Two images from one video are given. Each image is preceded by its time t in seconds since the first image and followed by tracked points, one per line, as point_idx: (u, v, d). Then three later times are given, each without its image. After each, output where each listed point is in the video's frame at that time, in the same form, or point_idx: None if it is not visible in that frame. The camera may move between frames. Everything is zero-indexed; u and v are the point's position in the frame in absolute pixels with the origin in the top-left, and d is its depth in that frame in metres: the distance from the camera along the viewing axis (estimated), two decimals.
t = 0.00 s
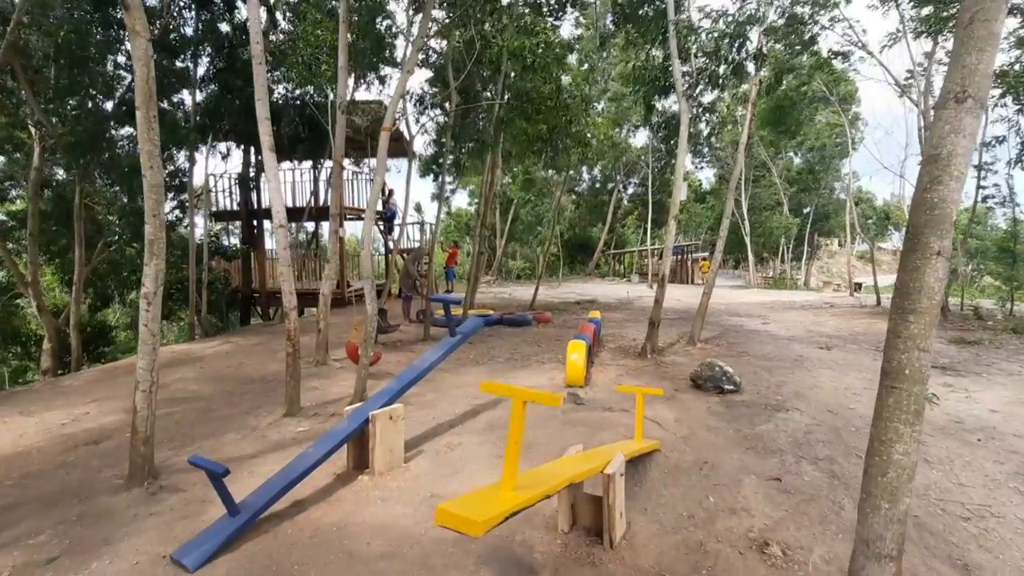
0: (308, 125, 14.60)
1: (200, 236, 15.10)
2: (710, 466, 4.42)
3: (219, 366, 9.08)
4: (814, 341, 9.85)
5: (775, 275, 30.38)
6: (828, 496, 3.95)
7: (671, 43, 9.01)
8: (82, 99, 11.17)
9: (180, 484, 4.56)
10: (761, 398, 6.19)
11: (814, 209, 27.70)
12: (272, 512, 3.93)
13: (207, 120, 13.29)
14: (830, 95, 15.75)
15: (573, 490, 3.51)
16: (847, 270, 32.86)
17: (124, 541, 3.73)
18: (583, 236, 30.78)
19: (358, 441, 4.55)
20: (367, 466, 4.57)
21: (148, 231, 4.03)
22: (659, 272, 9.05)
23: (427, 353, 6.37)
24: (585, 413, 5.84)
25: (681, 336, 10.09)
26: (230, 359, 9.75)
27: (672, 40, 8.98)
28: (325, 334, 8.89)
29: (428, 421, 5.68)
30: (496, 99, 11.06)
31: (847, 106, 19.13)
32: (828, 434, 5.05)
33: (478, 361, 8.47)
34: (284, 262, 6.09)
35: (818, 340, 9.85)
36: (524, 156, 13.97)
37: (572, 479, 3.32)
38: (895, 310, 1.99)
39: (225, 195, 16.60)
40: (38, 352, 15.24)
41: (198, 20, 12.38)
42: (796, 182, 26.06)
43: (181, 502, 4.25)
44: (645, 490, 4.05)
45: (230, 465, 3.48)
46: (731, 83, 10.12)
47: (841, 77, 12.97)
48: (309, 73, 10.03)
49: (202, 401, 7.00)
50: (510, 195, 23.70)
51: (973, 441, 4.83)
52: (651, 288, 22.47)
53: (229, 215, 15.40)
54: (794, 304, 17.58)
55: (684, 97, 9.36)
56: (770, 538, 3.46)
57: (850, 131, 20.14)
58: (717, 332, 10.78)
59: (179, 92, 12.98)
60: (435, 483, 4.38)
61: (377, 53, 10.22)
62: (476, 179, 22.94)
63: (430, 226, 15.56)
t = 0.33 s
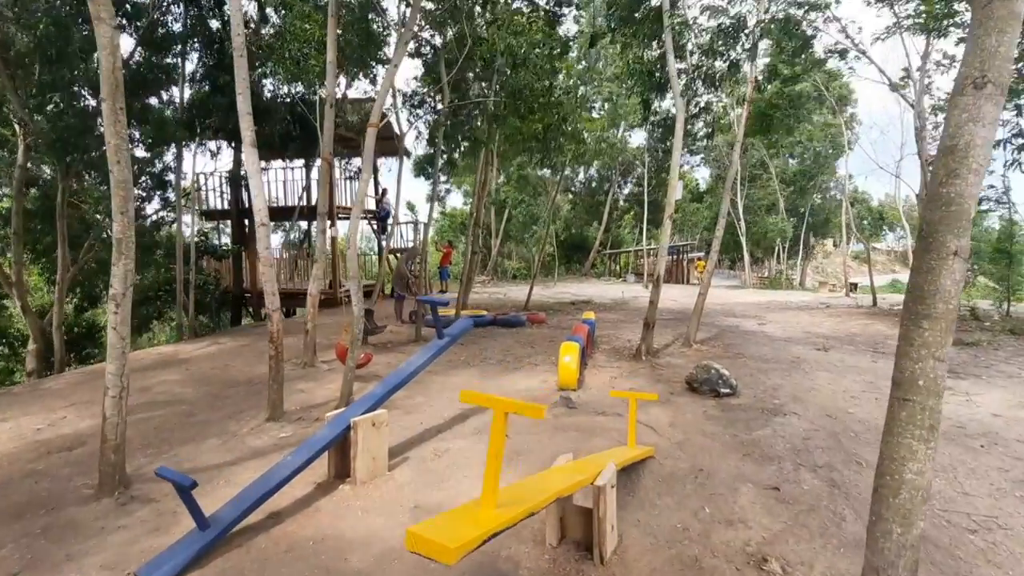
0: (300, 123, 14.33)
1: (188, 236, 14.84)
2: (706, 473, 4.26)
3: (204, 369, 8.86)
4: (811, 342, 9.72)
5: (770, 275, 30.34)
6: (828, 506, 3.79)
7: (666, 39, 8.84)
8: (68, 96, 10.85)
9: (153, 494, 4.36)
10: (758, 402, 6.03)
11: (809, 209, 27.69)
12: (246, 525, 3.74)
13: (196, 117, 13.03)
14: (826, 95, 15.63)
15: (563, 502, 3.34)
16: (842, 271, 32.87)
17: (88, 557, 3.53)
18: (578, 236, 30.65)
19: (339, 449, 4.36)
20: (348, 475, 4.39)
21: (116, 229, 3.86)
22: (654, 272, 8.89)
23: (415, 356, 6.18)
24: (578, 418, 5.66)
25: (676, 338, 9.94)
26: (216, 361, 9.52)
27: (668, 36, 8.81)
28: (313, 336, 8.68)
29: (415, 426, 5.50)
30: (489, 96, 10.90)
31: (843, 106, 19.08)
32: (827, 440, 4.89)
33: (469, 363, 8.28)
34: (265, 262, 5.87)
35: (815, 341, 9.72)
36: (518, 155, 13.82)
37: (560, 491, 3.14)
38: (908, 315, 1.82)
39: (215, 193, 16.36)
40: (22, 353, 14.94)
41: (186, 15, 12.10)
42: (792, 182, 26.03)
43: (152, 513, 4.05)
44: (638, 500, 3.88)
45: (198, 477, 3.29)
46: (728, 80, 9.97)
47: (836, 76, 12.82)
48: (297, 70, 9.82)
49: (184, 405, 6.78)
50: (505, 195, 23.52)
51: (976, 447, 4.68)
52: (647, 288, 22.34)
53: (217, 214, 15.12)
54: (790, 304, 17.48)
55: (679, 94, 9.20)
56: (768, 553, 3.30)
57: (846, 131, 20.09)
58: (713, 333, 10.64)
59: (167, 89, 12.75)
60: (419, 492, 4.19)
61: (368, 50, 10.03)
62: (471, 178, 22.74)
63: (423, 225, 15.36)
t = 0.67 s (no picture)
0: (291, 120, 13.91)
1: (176, 234, 14.58)
2: (704, 481, 4.07)
3: (189, 371, 8.63)
4: (809, 342, 9.56)
5: (766, 274, 30.26)
6: (832, 517, 3.62)
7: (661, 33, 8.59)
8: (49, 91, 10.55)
9: (123, 505, 4.14)
10: (756, 404, 5.86)
11: (805, 208, 27.60)
12: (218, 539, 3.54)
13: (184, 114, 12.71)
14: (822, 94, 15.50)
15: (553, 515, 3.15)
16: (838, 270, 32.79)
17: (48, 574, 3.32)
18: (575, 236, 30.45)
19: (320, 457, 4.16)
20: (329, 484, 4.19)
21: (80, 225, 3.66)
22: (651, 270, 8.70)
23: (403, 357, 5.97)
24: (571, 422, 5.47)
25: (673, 338, 9.77)
26: (201, 363, 9.28)
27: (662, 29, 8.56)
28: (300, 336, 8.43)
29: (402, 432, 5.29)
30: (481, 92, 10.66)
31: (839, 105, 18.95)
32: (829, 445, 4.72)
33: (461, 364, 8.07)
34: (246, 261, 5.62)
35: (813, 342, 9.57)
36: (513, 152, 13.51)
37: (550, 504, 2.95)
38: (931, 319, 1.65)
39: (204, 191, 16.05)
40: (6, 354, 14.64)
41: (175, 9, 11.65)
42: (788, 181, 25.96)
43: (120, 526, 3.84)
44: (632, 510, 3.69)
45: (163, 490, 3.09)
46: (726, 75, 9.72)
47: (832, 74, 12.67)
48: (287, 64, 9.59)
49: (165, 409, 6.56)
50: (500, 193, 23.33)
51: (983, 453, 4.53)
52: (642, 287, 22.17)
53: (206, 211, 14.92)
54: (787, 303, 17.35)
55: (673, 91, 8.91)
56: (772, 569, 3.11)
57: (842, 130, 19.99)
58: (710, 333, 10.47)
59: (155, 84, 12.48)
60: (404, 502, 3.99)
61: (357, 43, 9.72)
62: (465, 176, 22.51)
63: (416, 224, 15.16)
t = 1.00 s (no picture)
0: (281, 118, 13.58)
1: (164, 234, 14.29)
2: (705, 491, 3.88)
3: (172, 374, 8.36)
4: (808, 344, 9.40)
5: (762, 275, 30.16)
6: (840, 531, 3.44)
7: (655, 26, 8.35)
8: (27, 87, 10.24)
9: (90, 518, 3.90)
10: (756, 408, 5.68)
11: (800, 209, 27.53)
12: (188, 557, 3.31)
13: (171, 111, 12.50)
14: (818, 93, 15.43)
15: (546, 533, 2.91)
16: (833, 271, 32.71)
17: None
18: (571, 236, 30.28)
19: (299, 468, 3.94)
20: (310, 496, 3.96)
21: (38, 220, 3.49)
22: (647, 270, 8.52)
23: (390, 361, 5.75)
24: (566, 428, 5.26)
25: (669, 340, 9.58)
26: (185, 366, 9.00)
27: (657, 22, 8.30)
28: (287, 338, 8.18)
29: (390, 439, 5.07)
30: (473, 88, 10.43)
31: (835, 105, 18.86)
32: (833, 452, 4.54)
33: (453, 367, 7.85)
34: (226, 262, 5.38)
35: (812, 344, 9.41)
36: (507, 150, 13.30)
37: (541, 521, 2.75)
38: (972, 326, 1.72)
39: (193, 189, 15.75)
40: None
41: (159, 3, 11.37)
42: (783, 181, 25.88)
43: (84, 543, 3.59)
44: (630, 523, 3.49)
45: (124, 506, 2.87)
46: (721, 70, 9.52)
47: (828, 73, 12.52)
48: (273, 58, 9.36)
49: (143, 414, 6.30)
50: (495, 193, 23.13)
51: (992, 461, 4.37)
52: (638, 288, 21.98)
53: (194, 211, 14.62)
54: (783, 304, 17.19)
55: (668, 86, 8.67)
56: None
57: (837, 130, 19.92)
58: (707, 334, 10.30)
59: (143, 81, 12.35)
60: (388, 516, 3.77)
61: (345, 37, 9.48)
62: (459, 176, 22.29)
63: (410, 224, 14.93)
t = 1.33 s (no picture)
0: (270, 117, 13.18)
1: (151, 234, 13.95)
2: (704, 502, 3.69)
3: (153, 378, 8.09)
4: (806, 344, 9.22)
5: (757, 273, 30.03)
6: (846, 547, 3.25)
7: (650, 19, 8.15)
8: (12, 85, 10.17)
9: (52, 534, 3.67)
10: (754, 412, 5.49)
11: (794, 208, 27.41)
12: None
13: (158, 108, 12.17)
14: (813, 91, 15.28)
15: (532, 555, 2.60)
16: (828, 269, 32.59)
17: None
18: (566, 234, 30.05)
19: (273, 481, 3.72)
20: (285, 510, 3.73)
21: None
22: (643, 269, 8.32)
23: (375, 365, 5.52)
24: (558, 434, 5.06)
25: (665, 340, 9.39)
26: (167, 370, 8.71)
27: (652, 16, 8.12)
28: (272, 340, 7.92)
29: (374, 447, 4.85)
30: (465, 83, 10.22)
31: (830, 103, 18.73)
32: (836, 459, 4.36)
33: (444, 370, 7.63)
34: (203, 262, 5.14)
35: (810, 344, 9.23)
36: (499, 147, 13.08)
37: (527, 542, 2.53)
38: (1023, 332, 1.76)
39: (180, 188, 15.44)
40: None
41: None
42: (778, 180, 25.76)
43: (42, 561, 3.36)
44: (625, 537, 3.29)
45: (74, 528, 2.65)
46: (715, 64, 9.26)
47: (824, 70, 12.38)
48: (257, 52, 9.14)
49: (119, 421, 6.04)
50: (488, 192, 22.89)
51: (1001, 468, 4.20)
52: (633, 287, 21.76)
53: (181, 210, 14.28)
54: (779, 303, 17.02)
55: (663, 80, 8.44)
56: None
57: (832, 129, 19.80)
58: (703, 334, 10.11)
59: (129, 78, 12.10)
60: (367, 531, 3.55)
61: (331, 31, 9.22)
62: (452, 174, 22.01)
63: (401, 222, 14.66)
